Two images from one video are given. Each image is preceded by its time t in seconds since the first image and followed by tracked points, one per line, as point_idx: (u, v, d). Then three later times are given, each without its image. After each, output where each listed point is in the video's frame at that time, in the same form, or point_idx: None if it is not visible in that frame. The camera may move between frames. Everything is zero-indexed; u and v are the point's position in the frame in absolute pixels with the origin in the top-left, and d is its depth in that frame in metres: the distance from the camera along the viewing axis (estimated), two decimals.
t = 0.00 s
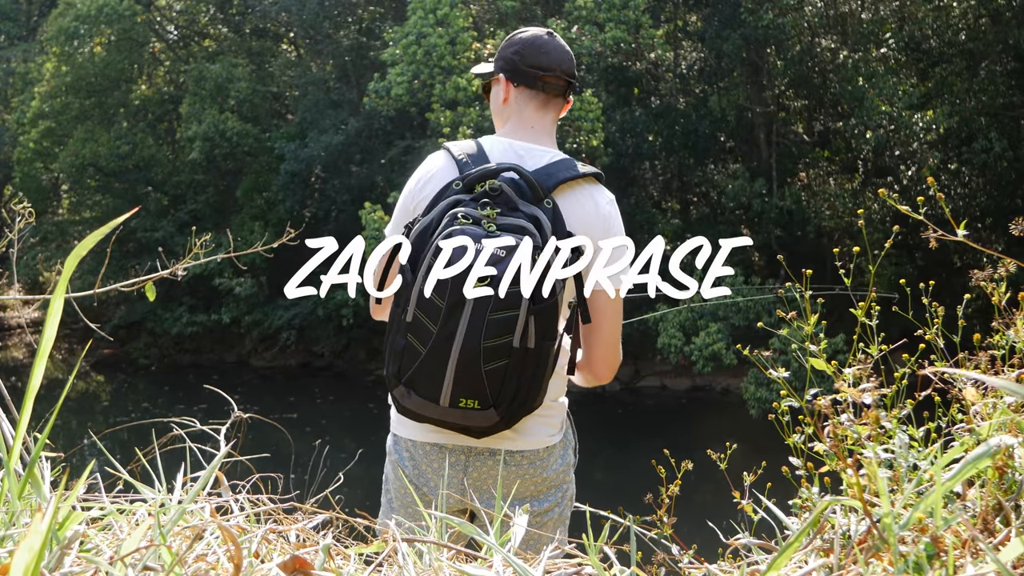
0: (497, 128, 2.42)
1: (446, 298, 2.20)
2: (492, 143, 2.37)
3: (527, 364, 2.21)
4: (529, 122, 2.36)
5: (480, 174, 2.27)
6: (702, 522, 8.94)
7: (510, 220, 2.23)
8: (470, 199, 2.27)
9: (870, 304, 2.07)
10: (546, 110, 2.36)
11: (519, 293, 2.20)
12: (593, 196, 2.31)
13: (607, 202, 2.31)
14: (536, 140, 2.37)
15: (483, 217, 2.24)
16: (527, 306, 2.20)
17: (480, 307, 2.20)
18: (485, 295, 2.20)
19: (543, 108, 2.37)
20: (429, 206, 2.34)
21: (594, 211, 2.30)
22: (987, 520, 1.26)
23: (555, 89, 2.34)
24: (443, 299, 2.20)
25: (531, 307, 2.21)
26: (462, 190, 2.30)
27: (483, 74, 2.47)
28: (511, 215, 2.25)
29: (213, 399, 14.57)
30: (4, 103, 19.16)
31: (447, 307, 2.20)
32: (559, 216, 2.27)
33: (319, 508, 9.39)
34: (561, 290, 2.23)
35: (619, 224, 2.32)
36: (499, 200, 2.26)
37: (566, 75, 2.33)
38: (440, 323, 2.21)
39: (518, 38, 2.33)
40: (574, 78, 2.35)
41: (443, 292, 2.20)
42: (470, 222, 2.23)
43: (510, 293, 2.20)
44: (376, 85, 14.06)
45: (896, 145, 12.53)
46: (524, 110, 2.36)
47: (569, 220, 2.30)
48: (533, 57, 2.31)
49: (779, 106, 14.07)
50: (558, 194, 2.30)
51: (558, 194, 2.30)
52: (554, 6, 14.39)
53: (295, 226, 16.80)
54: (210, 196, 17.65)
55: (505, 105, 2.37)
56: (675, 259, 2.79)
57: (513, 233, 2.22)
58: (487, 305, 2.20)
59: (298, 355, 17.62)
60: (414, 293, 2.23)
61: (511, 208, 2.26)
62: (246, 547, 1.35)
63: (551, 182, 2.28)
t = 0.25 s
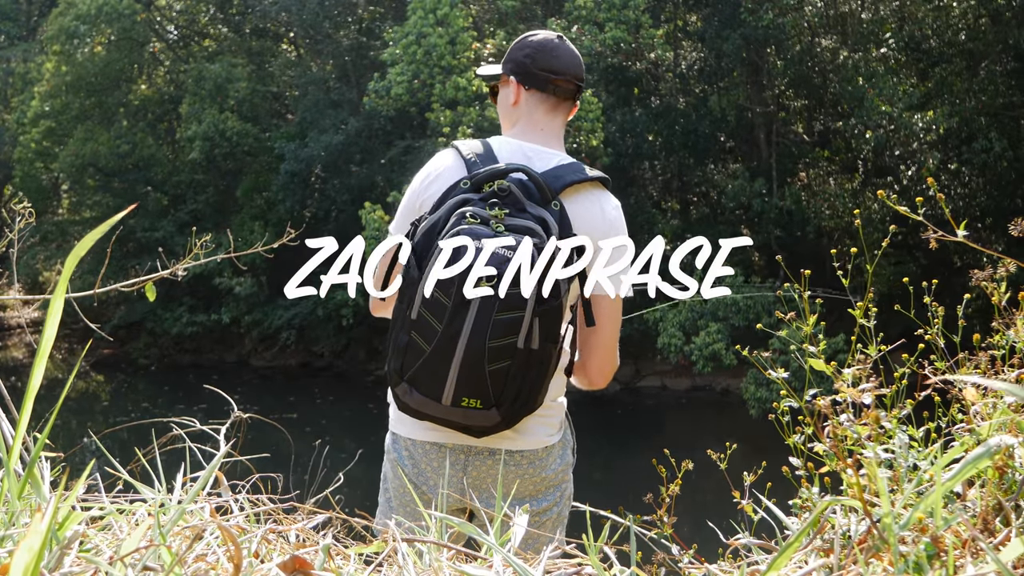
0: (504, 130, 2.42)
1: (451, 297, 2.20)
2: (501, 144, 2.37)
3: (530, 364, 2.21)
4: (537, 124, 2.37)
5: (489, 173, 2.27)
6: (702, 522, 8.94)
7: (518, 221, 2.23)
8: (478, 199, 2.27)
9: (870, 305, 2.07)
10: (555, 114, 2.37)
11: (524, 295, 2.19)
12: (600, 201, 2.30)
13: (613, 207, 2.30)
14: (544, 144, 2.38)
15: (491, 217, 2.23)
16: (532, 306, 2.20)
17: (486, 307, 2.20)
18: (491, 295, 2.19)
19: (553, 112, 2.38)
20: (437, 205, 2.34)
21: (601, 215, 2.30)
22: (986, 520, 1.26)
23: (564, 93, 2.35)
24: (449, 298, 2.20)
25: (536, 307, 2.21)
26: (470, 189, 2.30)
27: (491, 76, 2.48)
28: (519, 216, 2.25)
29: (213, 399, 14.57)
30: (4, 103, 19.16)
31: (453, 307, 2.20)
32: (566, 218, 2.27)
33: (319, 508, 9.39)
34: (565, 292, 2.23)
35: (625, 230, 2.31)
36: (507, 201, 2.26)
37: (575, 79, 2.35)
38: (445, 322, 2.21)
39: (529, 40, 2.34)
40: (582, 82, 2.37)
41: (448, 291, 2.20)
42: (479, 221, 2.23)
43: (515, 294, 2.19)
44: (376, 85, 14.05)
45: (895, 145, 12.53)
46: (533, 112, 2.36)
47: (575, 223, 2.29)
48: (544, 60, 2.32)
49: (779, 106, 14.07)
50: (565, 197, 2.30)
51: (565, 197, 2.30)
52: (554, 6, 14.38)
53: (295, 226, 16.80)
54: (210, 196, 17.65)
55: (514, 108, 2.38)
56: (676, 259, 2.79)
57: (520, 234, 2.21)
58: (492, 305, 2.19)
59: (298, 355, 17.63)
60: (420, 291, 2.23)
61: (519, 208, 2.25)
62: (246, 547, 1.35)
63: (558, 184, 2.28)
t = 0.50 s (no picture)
0: (507, 130, 2.42)
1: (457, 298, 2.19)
2: (505, 144, 2.37)
3: (535, 365, 2.21)
4: (540, 125, 2.38)
5: (495, 174, 2.27)
6: (702, 522, 8.94)
7: (524, 222, 2.23)
8: (483, 200, 2.26)
9: (871, 305, 2.06)
10: (559, 115, 2.38)
11: (530, 296, 2.19)
12: (604, 203, 2.31)
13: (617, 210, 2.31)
14: (548, 145, 2.38)
15: (497, 218, 2.23)
16: (537, 307, 2.20)
17: (491, 308, 2.19)
18: (497, 296, 2.19)
19: (557, 113, 2.38)
20: (442, 205, 2.34)
21: (604, 217, 2.30)
22: (986, 520, 1.26)
23: (568, 93, 2.36)
24: (455, 299, 2.20)
25: (541, 308, 2.21)
26: (475, 190, 2.29)
27: (493, 76, 2.48)
28: (524, 217, 2.25)
29: (213, 399, 14.56)
30: (5, 103, 19.16)
31: (458, 308, 2.20)
32: (570, 220, 2.28)
33: (319, 508, 9.39)
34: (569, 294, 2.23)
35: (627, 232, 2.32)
36: (513, 201, 2.25)
37: (579, 80, 2.36)
38: (451, 322, 2.20)
39: (534, 41, 2.35)
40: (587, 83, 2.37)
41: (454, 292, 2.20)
42: (484, 222, 2.23)
43: (521, 295, 2.19)
44: (375, 85, 14.03)
45: (895, 145, 12.52)
46: (537, 114, 2.37)
47: (578, 225, 2.30)
48: (549, 61, 2.32)
49: (779, 106, 14.08)
50: (570, 198, 2.31)
51: (570, 198, 2.31)
52: (554, 7, 14.39)
53: (295, 226, 16.80)
54: (210, 196, 17.66)
55: (518, 109, 2.38)
56: (676, 259, 2.79)
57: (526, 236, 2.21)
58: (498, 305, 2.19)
59: (298, 355, 17.63)
60: (425, 291, 2.23)
61: (524, 209, 2.25)
62: (246, 547, 1.35)
63: (563, 186, 2.29)
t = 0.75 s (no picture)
0: (506, 131, 2.42)
1: (463, 301, 2.19)
2: (505, 145, 2.37)
3: (539, 367, 2.22)
4: (540, 125, 2.38)
5: (497, 177, 2.28)
6: (702, 522, 8.94)
7: (528, 224, 2.23)
8: (487, 202, 2.26)
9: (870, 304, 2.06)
10: (559, 115, 2.38)
11: (534, 298, 2.19)
12: (605, 203, 2.32)
13: (618, 210, 2.31)
14: (549, 145, 2.38)
15: (501, 220, 2.23)
16: (542, 309, 2.20)
17: (496, 310, 2.19)
18: (502, 298, 2.19)
19: (557, 113, 2.38)
20: (445, 207, 2.33)
21: (606, 217, 2.30)
22: (986, 519, 1.27)
23: (568, 95, 2.36)
24: (459, 301, 2.20)
25: (545, 310, 2.21)
26: (478, 192, 2.30)
27: (491, 78, 2.48)
28: (528, 218, 2.25)
29: (214, 399, 14.56)
30: (5, 103, 19.16)
31: (463, 310, 2.19)
32: (573, 221, 2.29)
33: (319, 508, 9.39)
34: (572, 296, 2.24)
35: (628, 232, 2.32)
36: (516, 203, 2.25)
37: (579, 81, 2.37)
38: (456, 325, 2.20)
39: (534, 41, 2.35)
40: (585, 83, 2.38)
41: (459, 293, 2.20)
42: (488, 224, 2.23)
43: (526, 296, 2.19)
44: (376, 85, 14.02)
45: (895, 145, 12.66)
46: (536, 114, 2.37)
47: (580, 226, 2.30)
48: (548, 61, 2.33)
49: (779, 106, 14.08)
50: (571, 198, 2.31)
51: (572, 199, 2.31)
52: (554, 7, 14.40)
53: (295, 226, 16.80)
54: (210, 197, 17.67)
55: (517, 109, 2.38)
56: (676, 260, 2.79)
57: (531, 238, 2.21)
58: (504, 307, 2.19)
59: (298, 356, 17.64)
60: (429, 293, 2.22)
61: (527, 211, 2.25)
62: (246, 546, 1.35)
63: (565, 186, 2.29)
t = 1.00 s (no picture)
0: (505, 130, 2.43)
1: (465, 300, 2.18)
2: (502, 145, 2.37)
3: (541, 367, 2.22)
4: (535, 121, 2.37)
5: (495, 177, 2.28)
6: (702, 522, 8.94)
7: (527, 224, 2.23)
8: (486, 202, 2.26)
9: (870, 305, 2.06)
10: (555, 110, 2.37)
11: (537, 297, 2.19)
12: (602, 199, 2.31)
13: (617, 207, 2.30)
14: (546, 142, 2.38)
15: (501, 221, 2.24)
16: (543, 309, 2.20)
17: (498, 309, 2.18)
18: (504, 298, 2.18)
19: (550, 108, 2.37)
20: (443, 207, 2.33)
21: (605, 214, 2.30)
22: (986, 520, 1.27)
23: (558, 88, 2.35)
24: (461, 301, 2.19)
25: (547, 309, 2.21)
26: (476, 193, 2.29)
27: (493, 77, 2.49)
28: (526, 219, 2.25)
29: (214, 399, 14.56)
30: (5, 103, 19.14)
31: (465, 310, 2.19)
32: (572, 219, 2.28)
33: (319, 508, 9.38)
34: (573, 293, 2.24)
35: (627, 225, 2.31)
36: (515, 204, 2.26)
37: (569, 74, 2.34)
38: (458, 326, 2.19)
39: (525, 38, 2.35)
40: (580, 77, 2.36)
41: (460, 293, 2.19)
42: (488, 225, 2.23)
43: (527, 295, 2.19)
44: (375, 85, 14.00)
45: (895, 145, 12.69)
46: (530, 111, 2.37)
47: (579, 224, 2.29)
48: (538, 57, 2.32)
49: (779, 106, 14.07)
50: (570, 198, 2.31)
51: (571, 198, 2.31)
52: (554, 7, 14.40)
53: (295, 226, 16.80)
54: (210, 196, 17.67)
55: (511, 106, 2.38)
56: (676, 261, 2.79)
57: (532, 239, 2.21)
58: (505, 307, 2.18)
59: (299, 356, 17.65)
60: (430, 295, 2.22)
61: (525, 211, 2.25)
62: (246, 546, 1.35)
63: (564, 185, 2.29)
